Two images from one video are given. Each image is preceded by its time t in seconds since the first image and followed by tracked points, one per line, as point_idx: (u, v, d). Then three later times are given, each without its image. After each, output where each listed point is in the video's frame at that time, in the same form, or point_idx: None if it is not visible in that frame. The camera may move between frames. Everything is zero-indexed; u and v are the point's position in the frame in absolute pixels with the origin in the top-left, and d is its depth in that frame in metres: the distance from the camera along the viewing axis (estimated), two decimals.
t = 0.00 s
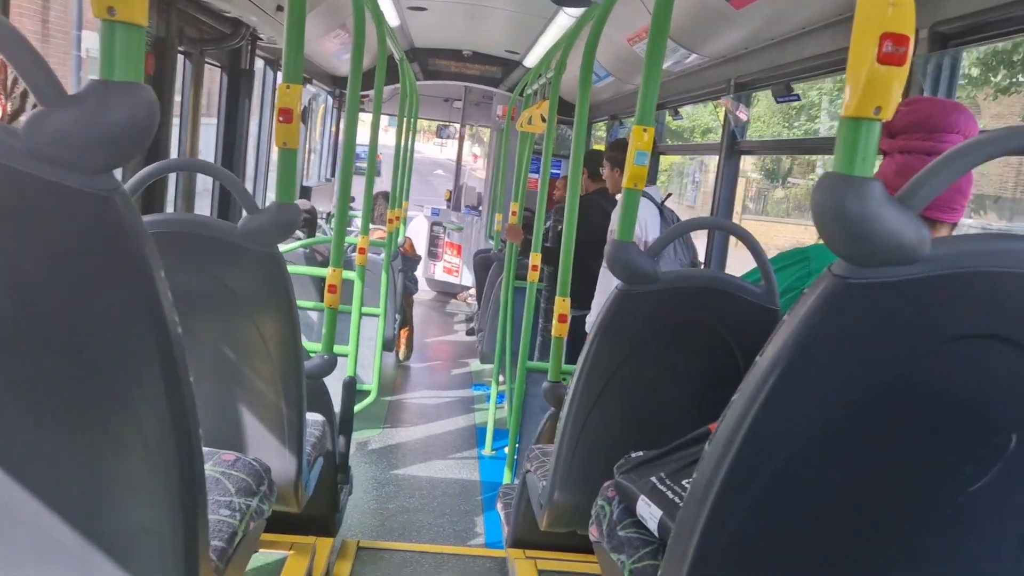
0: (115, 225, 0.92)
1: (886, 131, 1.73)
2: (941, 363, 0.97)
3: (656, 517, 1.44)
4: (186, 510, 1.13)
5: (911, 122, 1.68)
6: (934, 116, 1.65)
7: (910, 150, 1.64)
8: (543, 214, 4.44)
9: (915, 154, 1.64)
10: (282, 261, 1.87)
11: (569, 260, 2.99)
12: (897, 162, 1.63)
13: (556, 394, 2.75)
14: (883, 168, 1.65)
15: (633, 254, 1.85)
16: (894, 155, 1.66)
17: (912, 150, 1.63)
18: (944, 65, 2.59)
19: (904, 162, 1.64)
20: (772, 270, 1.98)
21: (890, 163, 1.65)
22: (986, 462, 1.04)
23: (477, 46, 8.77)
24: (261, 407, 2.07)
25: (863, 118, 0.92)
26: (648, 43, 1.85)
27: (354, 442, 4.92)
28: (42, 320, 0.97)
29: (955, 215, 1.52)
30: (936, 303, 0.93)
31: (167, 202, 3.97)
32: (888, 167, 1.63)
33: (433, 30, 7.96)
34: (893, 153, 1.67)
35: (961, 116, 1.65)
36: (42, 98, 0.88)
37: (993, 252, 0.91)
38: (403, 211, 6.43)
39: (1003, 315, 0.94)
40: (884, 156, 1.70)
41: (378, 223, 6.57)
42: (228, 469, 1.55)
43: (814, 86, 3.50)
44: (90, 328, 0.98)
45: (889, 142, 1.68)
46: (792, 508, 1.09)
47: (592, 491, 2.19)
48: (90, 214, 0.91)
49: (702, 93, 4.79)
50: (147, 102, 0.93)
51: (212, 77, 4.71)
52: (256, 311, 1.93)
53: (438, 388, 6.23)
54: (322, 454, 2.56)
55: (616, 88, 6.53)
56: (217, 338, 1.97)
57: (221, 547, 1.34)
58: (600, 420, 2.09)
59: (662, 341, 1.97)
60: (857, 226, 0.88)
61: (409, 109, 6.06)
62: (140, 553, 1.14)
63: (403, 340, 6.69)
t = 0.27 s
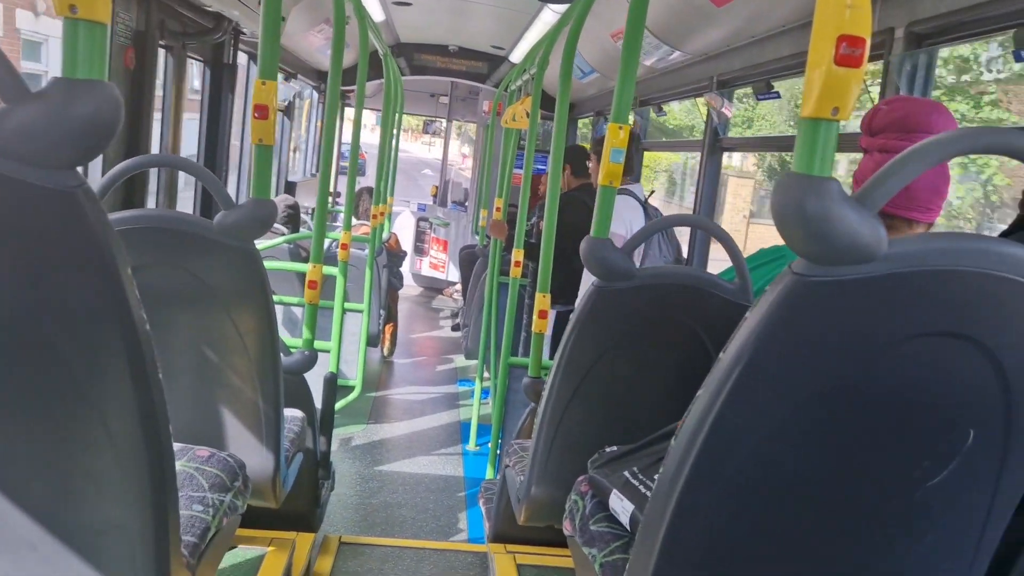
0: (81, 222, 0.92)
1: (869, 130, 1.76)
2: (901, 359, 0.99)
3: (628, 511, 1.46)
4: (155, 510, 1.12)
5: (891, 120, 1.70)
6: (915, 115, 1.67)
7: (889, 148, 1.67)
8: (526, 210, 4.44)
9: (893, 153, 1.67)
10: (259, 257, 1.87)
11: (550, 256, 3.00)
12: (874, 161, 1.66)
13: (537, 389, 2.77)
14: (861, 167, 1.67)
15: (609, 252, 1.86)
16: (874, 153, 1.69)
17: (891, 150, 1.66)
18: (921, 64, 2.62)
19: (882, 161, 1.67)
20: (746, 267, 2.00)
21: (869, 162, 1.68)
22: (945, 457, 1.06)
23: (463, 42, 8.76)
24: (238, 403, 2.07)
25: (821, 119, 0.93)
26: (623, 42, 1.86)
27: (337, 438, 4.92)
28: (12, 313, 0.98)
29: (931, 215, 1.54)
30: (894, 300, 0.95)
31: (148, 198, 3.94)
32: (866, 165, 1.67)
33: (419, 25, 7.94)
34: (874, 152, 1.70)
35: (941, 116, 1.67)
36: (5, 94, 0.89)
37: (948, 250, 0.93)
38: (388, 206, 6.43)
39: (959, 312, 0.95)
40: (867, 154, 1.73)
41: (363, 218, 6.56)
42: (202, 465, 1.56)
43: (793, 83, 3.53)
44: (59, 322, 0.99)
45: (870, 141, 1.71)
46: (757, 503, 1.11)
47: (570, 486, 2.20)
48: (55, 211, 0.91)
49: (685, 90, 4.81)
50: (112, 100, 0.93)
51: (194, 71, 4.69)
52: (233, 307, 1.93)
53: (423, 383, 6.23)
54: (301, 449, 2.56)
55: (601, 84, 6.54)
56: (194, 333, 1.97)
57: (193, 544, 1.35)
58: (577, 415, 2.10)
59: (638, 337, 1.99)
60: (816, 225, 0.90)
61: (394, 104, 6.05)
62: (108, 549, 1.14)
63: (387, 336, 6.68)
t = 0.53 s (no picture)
0: (50, 237, 0.94)
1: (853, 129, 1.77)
2: (863, 360, 1.01)
3: (606, 513, 1.47)
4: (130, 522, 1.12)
5: (875, 119, 1.71)
6: (897, 114, 1.68)
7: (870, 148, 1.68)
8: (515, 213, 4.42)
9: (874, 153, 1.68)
10: (241, 266, 1.89)
11: (536, 259, 3.01)
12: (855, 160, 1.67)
13: (524, 392, 2.78)
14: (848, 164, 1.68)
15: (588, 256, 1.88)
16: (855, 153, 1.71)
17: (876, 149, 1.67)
18: (901, 63, 2.64)
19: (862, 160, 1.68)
20: (726, 267, 2.02)
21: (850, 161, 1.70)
22: (910, 455, 1.08)
23: (454, 45, 8.79)
24: (223, 411, 2.08)
25: (776, 125, 0.95)
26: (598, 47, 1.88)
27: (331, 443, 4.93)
28: None
29: (912, 215, 1.57)
30: (853, 302, 0.96)
31: (137, 206, 3.95)
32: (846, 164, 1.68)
33: (408, 29, 7.96)
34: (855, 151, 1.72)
35: (923, 116, 1.70)
36: None
37: (904, 252, 0.95)
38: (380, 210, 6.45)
39: (918, 312, 0.97)
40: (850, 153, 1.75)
41: (355, 223, 6.57)
42: (184, 474, 1.57)
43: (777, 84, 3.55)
44: (32, 335, 1.00)
45: (853, 140, 1.73)
46: (727, 504, 1.12)
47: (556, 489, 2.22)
48: (27, 226, 0.94)
49: (672, 91, 4.83)
50: (77, 116, 0.94)
51: (183, 79, 4.70)
52: (217, 316, 1.94)
53: (417, 387, 6.25)
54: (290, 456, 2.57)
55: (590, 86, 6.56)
56: (178, 342, 1.98)
57: (173, 553, 1.35)
58: (561, 418, 2.11)
59: (619, 339, 2.00)
60: (772, 229, 0.91)
61: (383, 109, 6.07)
62: (83, 560, 1.14)
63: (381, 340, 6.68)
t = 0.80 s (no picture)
0: (62, 240, 0.93)
1: (851, 123, 1.75)
2: (880, 353, 1.00)
3: (616, 510, 1.47)
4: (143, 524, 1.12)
5: (876, 111, 1.71)
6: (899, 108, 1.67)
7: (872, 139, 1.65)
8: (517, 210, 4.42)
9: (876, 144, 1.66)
10: (247, 266, 1.88)
11: (540, 256, 3.01)
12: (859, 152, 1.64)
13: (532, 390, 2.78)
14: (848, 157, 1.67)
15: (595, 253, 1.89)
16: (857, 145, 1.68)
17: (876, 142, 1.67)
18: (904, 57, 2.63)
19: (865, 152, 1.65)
20: (733, 262, 2.01)
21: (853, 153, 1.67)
22: (927, 447, 1.08)
23: (452, 44, 8.77)
24: (231, 412, 2.07)
25: (791, 119, 0.95)
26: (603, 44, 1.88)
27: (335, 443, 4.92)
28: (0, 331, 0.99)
29: (914, 206, 1.57)
30: (870, 295, 0.96)
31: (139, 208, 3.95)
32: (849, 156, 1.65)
33: (406, 28, 7.94)
34: (856, 144, 1.69)
35: (923, 110, 1.69)
36: None
37: (920, 244, 0.95)
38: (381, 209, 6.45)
39: (934, 305, 0.97)
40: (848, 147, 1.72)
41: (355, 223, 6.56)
42: (195, 475, 1.56)
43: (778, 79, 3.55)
44: (43, 338, 0.99)
45: (853, 133, 1.69)
46: (744, 498, 1.12)
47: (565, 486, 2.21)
48: (37, 228, 0.93)
49: (673, 87, 4.83)
50: (90, 117, 0.94)
51: (183, 81, 4.69)
52: (224, 317, 1.94)
53: (420, 386, 6.25)
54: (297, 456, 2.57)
55: (589, 83, 6.55)
56: (185, 343, 1.98)
57: (187, 554, 1.35)
58: (569, 414, 2.11)
59: (626, 335, 2.00)
60: (789, 223, 0.92)
61: (383, 109, 6.06)
62: (100, 561, 1.14)
63: (383, 340, 6.68)
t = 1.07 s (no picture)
0: (121, 221, 0.93)
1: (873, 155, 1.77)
2: (920, 384, 1.01)
3: (633, 525, 1.47)
4: (172, 505, 1.13)
5: (901, 145, 1.72)
6: (923, 145, 1.70)
7: (896, 174, 1.69)
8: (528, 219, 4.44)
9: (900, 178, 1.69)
10: (274, 258, 1.88)
11: (555, 267, 3.01)
12: (884, 186, 1.67)
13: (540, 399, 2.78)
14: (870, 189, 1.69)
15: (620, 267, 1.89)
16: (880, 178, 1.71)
17: (898, 176, 1.69)
18: (932, 92, 2.66)
19: (889, 186, 1.68)
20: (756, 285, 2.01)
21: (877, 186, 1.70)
22: (957, 480, 1.09)
23: (470, 50, 8.81)
24: (244, 402, 2.07)
25: (854, 145, 0.95)
26: (642, 60, 1.90)
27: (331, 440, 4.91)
28: (47, 308, 0.99)
29: (935, 242, 1.58)
30: (917, 326, 0.97)
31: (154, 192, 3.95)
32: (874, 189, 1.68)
33: (425, 31, 7.97)
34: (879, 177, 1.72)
35: (947, 148, 1.71)
36: (54, 91, 0.89)
37: (970, 279, 0.95)
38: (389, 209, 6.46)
39: (979, 340, 0.98)
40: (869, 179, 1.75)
41: (363, 222, 6.57)
42: (214, 463, 1.57)
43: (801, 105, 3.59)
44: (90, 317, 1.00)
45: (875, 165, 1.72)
46: (771, 519, 1.13)
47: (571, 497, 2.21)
48: (96, 207, 0.92)
49: (690, 108, 4.86)
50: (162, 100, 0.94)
51: (203, 69, 4.70)
52: (247, 307, 1.94)
53: (416, 389, 6.24)
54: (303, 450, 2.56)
55: (605, 97, 6.57)
56: (204, 331, 1.98)
57: (206, 540, 1.35)
58: (581, 426, 2.11)
59: (644, 351, 2.01)
60: (844, 250, 0.92)
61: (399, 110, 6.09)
62: (127, 542, 1.14)
63: (382, 339, 6.68)
